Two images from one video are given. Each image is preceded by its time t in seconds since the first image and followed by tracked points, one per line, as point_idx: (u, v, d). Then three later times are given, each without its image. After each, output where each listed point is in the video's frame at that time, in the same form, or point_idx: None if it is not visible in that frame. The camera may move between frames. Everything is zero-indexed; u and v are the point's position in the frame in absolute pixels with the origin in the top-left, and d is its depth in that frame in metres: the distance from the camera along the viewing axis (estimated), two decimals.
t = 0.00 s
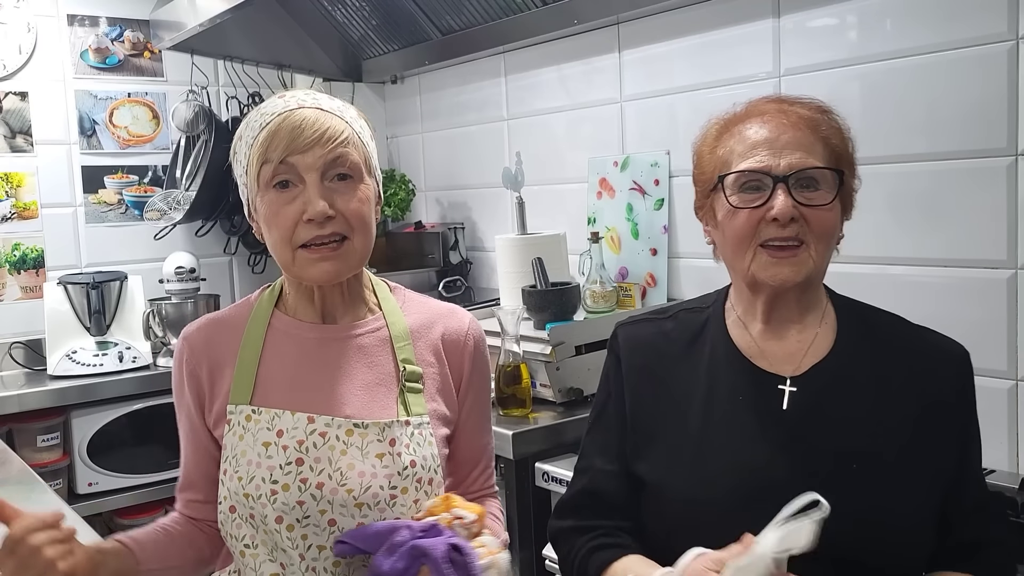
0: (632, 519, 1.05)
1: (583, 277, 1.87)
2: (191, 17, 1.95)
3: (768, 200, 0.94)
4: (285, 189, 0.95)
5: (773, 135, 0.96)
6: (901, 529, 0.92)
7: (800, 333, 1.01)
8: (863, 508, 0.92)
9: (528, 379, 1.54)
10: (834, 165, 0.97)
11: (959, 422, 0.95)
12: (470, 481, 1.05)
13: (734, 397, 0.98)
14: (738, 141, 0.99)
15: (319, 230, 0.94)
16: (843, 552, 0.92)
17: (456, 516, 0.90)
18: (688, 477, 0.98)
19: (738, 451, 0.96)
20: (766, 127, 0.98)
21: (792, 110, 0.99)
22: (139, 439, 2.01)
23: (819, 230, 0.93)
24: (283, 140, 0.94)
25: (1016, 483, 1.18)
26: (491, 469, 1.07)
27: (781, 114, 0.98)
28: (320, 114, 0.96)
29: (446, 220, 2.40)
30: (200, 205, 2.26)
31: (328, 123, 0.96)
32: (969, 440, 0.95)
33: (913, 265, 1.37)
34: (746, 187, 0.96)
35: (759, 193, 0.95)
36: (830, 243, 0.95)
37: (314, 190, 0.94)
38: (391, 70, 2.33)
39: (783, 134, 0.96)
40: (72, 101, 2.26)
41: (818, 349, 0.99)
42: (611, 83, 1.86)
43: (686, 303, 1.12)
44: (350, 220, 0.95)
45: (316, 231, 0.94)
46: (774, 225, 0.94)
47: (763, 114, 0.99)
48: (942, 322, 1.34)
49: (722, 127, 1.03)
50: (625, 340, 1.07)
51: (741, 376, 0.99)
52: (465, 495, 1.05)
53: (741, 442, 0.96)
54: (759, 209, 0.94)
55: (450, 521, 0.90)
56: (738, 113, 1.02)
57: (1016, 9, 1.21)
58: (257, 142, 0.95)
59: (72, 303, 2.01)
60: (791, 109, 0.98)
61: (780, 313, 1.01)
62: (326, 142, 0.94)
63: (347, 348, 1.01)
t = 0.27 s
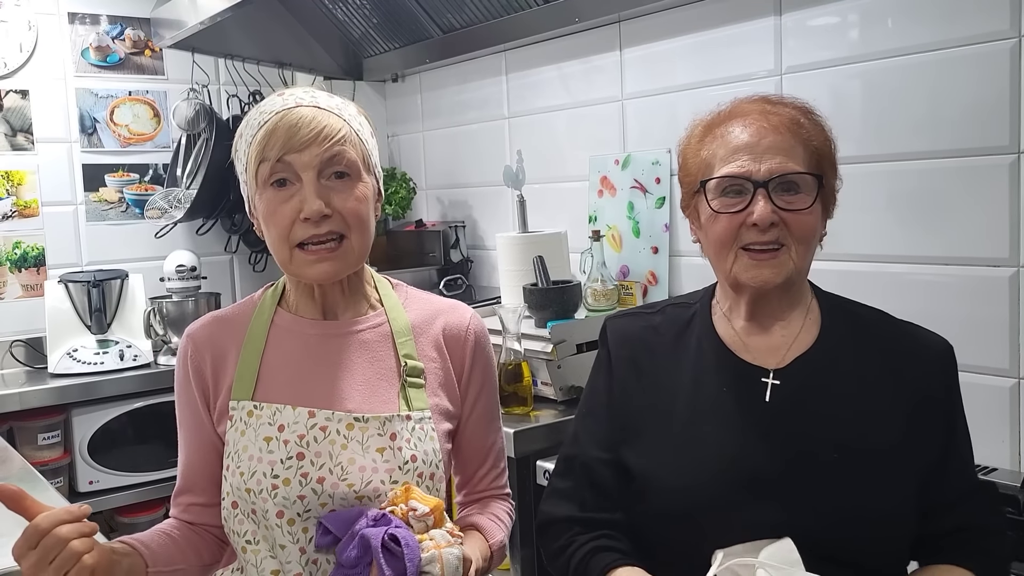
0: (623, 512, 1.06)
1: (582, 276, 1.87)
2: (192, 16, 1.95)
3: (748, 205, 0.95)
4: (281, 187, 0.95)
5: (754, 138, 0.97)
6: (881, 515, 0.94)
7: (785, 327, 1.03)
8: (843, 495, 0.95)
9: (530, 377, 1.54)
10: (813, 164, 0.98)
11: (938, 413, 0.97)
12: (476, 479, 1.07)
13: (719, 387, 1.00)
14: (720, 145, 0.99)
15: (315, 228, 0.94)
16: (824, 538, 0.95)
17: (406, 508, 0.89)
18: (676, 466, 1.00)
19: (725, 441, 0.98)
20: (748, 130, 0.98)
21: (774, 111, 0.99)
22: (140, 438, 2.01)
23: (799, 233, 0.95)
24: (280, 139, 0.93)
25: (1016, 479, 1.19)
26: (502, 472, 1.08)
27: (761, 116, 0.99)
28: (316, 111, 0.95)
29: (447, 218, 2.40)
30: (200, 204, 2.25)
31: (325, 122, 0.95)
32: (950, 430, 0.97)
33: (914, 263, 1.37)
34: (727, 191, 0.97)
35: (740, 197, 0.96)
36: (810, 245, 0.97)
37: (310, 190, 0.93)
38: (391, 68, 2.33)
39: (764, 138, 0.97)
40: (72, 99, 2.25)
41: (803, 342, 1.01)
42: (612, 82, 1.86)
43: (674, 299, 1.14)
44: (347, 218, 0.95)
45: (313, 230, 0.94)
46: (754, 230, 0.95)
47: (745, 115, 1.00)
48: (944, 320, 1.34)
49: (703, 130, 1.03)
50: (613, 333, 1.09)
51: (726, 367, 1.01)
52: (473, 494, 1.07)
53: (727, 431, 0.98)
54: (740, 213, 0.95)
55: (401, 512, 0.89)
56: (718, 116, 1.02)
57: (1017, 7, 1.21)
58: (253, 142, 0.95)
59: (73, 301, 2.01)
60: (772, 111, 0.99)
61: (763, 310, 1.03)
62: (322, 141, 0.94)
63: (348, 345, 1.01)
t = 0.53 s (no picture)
0: (605, 506, 1.08)
1: (583, 274, 1.87)
2: (192, 14, 1.95)
3: (737, 205, 0.95)
4: (297, 187, 0.95)
5: (744, 138, 0.97)
6: (861, 513, 0.95)
7: (773, 325, 1.03)
8: (822, 493, 0.95)
9: (530, 374, 1.54)
10: (803, 163, 0.98)
11: (927, 415, 0.96)
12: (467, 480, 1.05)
13: (702, 382, 1.02)
14: (711, 143, 1.00)
15: (327, 232, 0.94)
16: (803, 536, 0.95)
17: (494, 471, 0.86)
18: (657, 462, 1.02)
19: (705, 437, 0.99)
20: (739, 129, 0.98)
21: (766, 110, 0.99)
22: (141, 435, 2.01)
23: (788, 233, 0.95)
24: (299, 141, 0.93)
25: (1017, 477, 1.19)
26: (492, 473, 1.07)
27: (753, 115, 0.99)
28: (338, 116, 0.95)
29: (448, 216, 2.40)
30: (201, 203, 2.26)
31: (347, 126, 0.95)
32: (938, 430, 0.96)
33: (915, 261, 1.37)
34: (717, 191, 0.97)
35: (729, 197, 0.96)
36: (800, 245, 0.97)
37: (326, 193, 0.93)
38: (392, 66, 2.32)
39: (755, 137, 0.97)
40: (73, 97, 2.25)
41: (791, 338, 1.01)
42: (613, 79, 1.85)
43: (666, 296, 1.17)
44: (358, 226, 0.95)
45: (325, 233, 0.94)
46: (743, 230, 0.95)
47: (737, 114, 1.00)
48: (945, 317, 1.34)
49: (697, 128, 1.04)
50: (604, 329, 1.13)
51: (710, 362, 1.02)
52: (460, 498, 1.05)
53: (709, 428, 1.00)
54: (728, 213, 0.96)
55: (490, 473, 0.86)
56: (710, 114, 1.02)
57: (1018, 5, 1.21)
58: (270, 139, 0.94)
59: (74, 300, 2.01)
60: (764, 110, 0.99)
61: (752, 308, 1.04)
62: (341, 145, 0.94)
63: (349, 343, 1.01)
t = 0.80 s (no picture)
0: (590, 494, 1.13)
1: (585, 274, 1.87)
2: (193, 14, 1.95)
3: (728, 206, 0.95)
4: (317, 184, 0.94)
5: (736, 139, 0.97)
6: (851, 511, 0.94)
7: (765, 326, 1.03)
8: (811, 492, 0.95)
9: (532, 374, 1.54)
10: (794, 163, 0.97)
11: (919, 416, 0.95)
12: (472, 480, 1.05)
13: (693, 381, 1.02)
14: (702, 144, 0.99)
15: (344, 226, 0.94)
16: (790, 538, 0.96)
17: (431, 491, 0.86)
18: (647, 462, 1.03)
19: (694, 437, 1.00)
20: (730, 129, 0.98)
21: (757, 110, 0.99)
22: (142, 435, 2.01)
23: (780, 234, 0.95)
24: (320, 137, 0.93)
25: (1018, 476, 1.19)
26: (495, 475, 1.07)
27: (744, 115, 0.99)
28: (359, 113, 0.95)
29: (449, 216, 2.40)
30: (201, 203, 2.26)
31: (367, 124, 0.95)
32: (929, 427, 0.95)
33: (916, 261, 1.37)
34: (709, 192, 0.97)
35: (721, 198, 0.96)
36: (793, 245, 0.96)
37: (345, 188, 0.93)
38: (393, 66, 2.32)
39: (747, 138, 0.97)
40: (75, 97, 2.25)
41: (783, 337, 1.01)
42: (614, 79, 1.85)
43: (658, 295, 1.17)
44: (374, 221, 0.95)
45: (342, 228, 0.94)
46: (734, 231, 0.95)
47: (727, 114, 1.00)
48: (947, 317, 1.33)
49: (687, 129, 1.04)
50: (598, 328, 1.13)
51: (702, 362, 1.02)
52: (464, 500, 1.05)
53: (698, 428, 1.00)
54: (719, 214, 0.96)
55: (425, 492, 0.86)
56: (701, 114, 1.02)
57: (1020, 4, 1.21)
58: (290, 132, 0.94)
59: (75, 299, 2.01)
60: (755, 110, 0.99)
61: (743, 308, 1.04)
62: (361, 142, 0.94)
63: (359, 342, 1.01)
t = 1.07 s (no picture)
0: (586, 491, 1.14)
1: (585, 274, 1.87)
2: (194, 14, 1.95)
3: (726, 206, 0.95)
4: (315, 183, 0.95)
5: (734, 139, 0.97)
6: (841, 513, 0.95)
7: (762, 327, 1.03)
8: (801, 494, 0.95)
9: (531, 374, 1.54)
10: (792, 163, 0.97)
11: (914, 420, 0.94)
12: (477, 478, 1.07)
13: (689, 383, 1.02)
14: (700, 144, 0.99)
15: (346, 222, 0.94)
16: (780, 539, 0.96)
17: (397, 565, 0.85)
18: (641, 464, 1.03)
19: (688, 439, 1.00)
20: (729, 129, 0.98)
21: (756, 110, 0.99)
22: (142, 435, 2.01)
23: (777, 233, 0.95)
24: (315, 135, 0.93)
25: (1017, 476, 1.19)
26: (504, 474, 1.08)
27: (742, 115, 0.98)
28: (352, 108, 0.95)
29: (449, 216, 2.40)
30: (202, 203, 2.26)
31: (363, 119, 0.96)
32: (923, 429, 0.95)
33: (915, 260, 1.37)
34: (706, 193, 0.97)
35: (718, 199, 0.96)
36: (790, 245, 0.96)
37: (343, 184, 0.93)
38: (394, 66, 2.33)
39: (745, 139, 0.96)
40: (75, 98, 2.26)
41: (780, 339, 1.01)
42: (614, 79, 1.85)
43: (657, 295, 1.17)
44: (376, 215, 0.95)
45: (343, 224, 0.94)
46: (732, 231, 0.95)
47: (726, 115, 1.00)
48: (947, 317, 1.33)
49: (686, 128, 1.04)
50: (596, 328, 1.14)
51: (698, 364, 1.02)
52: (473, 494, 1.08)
53: (692, 430, 1.01)
54: (716, 216, 0.96)
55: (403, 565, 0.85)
56: (699, 114, 1.02)
57: (1019, 4, 1.21)
58: (287, 134, 0.95)
59: (75, 300, 2.01)
60: (753, 111, 0.98)
61: (741, 308, 1.04)
62: (357, 137, 0.94)
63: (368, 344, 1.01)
